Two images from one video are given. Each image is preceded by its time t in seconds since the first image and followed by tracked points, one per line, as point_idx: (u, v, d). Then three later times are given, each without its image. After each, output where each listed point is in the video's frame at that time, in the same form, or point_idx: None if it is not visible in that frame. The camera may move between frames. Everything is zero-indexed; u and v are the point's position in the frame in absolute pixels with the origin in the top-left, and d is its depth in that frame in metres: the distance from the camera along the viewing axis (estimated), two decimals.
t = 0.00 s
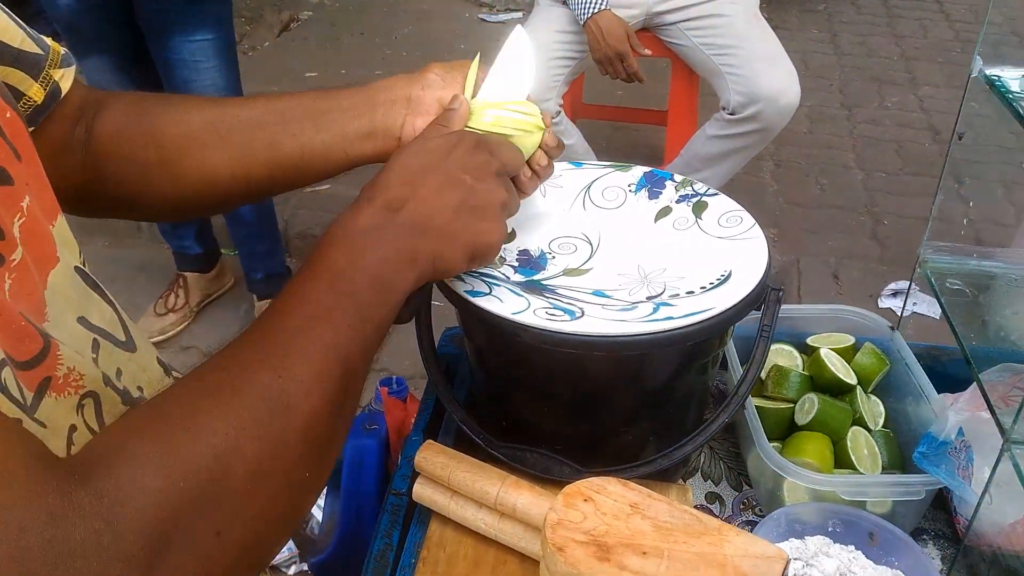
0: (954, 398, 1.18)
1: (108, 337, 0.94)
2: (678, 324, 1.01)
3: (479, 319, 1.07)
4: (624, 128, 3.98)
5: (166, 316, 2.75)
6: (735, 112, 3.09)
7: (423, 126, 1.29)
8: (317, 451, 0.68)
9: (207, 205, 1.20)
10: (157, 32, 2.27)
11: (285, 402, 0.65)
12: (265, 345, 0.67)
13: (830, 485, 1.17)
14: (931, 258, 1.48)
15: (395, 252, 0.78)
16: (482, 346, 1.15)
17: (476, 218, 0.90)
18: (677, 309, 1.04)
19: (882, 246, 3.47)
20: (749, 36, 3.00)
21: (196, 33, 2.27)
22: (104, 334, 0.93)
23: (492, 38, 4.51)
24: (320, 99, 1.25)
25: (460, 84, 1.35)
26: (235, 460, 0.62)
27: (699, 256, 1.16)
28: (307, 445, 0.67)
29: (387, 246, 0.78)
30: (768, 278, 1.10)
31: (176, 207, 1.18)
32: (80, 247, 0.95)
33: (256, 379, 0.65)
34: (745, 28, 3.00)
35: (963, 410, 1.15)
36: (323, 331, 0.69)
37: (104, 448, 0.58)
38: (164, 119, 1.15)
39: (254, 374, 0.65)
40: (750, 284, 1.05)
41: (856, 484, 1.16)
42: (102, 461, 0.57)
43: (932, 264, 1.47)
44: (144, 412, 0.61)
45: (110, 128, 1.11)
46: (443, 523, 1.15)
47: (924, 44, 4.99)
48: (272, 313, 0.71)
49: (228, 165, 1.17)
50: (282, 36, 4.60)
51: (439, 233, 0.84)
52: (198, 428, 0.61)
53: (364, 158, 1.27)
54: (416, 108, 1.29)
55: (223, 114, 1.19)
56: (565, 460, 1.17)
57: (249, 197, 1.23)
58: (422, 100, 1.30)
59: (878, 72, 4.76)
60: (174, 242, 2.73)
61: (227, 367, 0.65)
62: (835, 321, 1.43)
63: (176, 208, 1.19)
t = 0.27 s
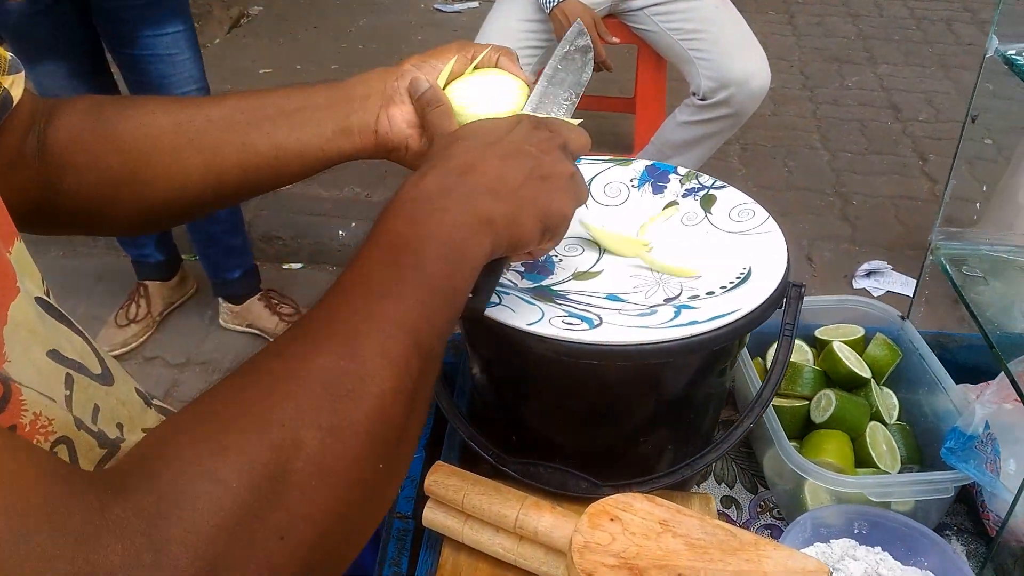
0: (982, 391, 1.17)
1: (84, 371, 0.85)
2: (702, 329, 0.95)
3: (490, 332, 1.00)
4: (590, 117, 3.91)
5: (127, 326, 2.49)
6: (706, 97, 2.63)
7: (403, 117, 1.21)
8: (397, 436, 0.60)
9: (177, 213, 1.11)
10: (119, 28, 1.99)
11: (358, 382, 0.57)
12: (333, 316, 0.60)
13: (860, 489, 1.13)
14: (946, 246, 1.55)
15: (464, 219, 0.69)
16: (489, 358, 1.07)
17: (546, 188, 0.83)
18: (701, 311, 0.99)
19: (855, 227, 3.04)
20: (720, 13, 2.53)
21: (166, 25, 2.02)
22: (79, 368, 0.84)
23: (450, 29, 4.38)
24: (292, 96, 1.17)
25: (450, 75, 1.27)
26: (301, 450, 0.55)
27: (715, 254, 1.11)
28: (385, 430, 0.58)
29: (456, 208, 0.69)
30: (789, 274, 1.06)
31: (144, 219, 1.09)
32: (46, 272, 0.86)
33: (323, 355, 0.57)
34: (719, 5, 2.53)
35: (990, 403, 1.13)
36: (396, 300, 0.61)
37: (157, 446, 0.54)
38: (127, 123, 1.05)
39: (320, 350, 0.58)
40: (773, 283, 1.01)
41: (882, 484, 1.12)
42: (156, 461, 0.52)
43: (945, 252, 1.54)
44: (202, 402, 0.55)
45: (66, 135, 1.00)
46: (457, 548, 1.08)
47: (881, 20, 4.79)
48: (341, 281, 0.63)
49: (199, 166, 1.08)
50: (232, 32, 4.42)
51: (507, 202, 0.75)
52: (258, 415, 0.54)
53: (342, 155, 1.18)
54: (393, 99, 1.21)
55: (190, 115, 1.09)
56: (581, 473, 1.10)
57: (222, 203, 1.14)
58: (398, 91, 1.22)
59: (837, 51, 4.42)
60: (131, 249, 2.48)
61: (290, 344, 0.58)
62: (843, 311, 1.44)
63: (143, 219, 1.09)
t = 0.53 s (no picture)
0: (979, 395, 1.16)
1: (51, 384, 0.87)
2: (698, 336, 0.91)
3: (476, 340, 0.95)
4: (569, 109, 3.85)
5: (99, 327, 2.39)
6: (687, 90, 2.54)
7: (393, 117, 1.13)
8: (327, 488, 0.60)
9: (151, 215, 1.06)
10: (89, 22, 1.93)
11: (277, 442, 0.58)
12: (249, 377, 0.60)
13: (855, 496, 1.10)
14: (940, 245, 1.57)
15: (391, 262, 0.69)
16: (475, 366, 1.03)
17: (478, 204, 0.81)
18: (696, 317, 0.95)
19: (834, 219, 3.03)
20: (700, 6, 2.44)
21: (136, 20, 1.96)
22: (45, 378, 0.86)
23: (426, 20, 4.30)
24: (274, 92, 1.10)
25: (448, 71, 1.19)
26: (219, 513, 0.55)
27: (710, 255, 1.08)
28: (310, 485, 0.59)
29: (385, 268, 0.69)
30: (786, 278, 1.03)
31: (117, 221, 1.04)
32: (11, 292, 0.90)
33: (240, 418, 0.58)
34: None
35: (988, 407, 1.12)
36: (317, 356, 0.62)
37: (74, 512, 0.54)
38: (97, 121, 1.02)
39: (237, 411, 0.58)
40: (769, 286, 0.98)
41: (878, 491, 1.09)
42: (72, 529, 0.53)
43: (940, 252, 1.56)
44: (113, 483, 0.55)
45: (29, 135, 0.97)
46: (442, 565, 1.04)
47: (858, 11, 4.78)
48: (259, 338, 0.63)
49: (170, 165, 1.02)
50: (204, 23, 4.30)
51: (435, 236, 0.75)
52: (175, 481, 0.55)
53: (329, 153, 1.11)
54: (385, 94, 1.14)
55: (163, 111, 1.04)
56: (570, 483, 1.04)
57: (200, 204, 1.08)
58: (391, 88, 1.15)
59: (814, 43, 4.41)
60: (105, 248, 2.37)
61: (209, 406, 0.59)
62: (836, 311, 1.44)
63: (116, 221, 1.05)
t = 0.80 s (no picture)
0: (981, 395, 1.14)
1: (39, 381, 0.82)
2: (695, 335, 0.89)
3: (469, 338, 0.93)
4: (566, 97, 3.81)
5: (93, 317, 2.35)
6: (686, 80, 2.50)
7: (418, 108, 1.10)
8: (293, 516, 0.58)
9: (171, 201, 1.04)
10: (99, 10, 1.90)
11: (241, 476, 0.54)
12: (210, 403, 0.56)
13: (854, 496, 1.09)
14: (941, 241, 1.55)
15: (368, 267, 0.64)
16: (467, 364, 1.00)
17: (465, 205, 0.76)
18: (692, 316, 0.93)
19: (833, 211, 3.00)
20: None
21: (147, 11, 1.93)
22: (32, 374, 0.82)
23: (423, 7, 4.25)
24: (295, 79, 1.07)
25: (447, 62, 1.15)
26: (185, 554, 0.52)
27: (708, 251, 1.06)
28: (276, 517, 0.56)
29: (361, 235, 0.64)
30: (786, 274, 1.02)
31: (136, 205, 1.03)
32: None
33: (200, 450, 0.54)
34: None
35: (991, 408, 1.10)
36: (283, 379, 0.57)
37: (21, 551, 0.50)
38: (114, 105, 0.99)
39: (196, 442, 0.54)
40: (768, 283, 0.96)
41: (878, 491, 1.08)
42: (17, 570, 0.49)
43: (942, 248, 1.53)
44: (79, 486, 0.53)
45: (43, 118, 0.95)
46: (434, 565, 1.02)
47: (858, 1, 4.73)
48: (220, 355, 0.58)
49: (191, 153, 1.00)
50: (198, 9, 4.26)
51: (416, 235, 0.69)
52: (130, 521, 0.51)
53: (353, 145, 1.09)
54: (411, 85, 1.11)
55: (182, 97, 1.02)
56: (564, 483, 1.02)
57: (220, 193, 1.06)
58: (418, 78, 1.12)
59: (813, 32, 4.37)
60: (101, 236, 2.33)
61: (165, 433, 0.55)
62: (835, 307, 1.42)
63: (134, 206, 1.03)
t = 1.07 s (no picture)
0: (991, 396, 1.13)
1: (55, 378, 0.81)
2: (702, 336, 0.87)
3: (473, 340, 0.92)
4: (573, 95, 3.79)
5: (97, 318, 2.30)
6: (692, 77, 2.48)
7: (409, 118, 1.11)
8: (341, 527, 0.56)
9: (166, 207, 1.05)
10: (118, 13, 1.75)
11: (293, 476, 0.53)
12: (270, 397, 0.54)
13: (862, 499, 1.07)
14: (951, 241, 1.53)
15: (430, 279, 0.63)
16: (472, 365, 0.99)
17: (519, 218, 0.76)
18: (700, 316, 0.91)
19: (841, 210, 2.97)
20: None
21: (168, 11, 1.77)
22: (47, 372, 0.80)
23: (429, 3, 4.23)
24: (295, 89, 1.07)
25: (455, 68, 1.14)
26: (232, 552, 0.50)
27: (715, 249, 1.04)
28: (321, 525, 0.54)
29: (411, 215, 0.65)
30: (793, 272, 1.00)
31: (130, 211, 1.03)
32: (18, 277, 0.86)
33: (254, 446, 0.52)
34: None
35: (999, 409, 1.09)
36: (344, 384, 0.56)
37: (67, 543, 0.48)
38: (112, 111, 0.99)
39: (254, 440, 0.52)
40: (775, 283, 0.95)
41: (886, 493, 1.06)
42: (57, 570, 0.47)
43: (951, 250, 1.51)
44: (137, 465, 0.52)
45: (41, 123, 0.95)
46: (439, 567, 1.01)
47: None
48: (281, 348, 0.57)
49: (185, 163, 1.00)
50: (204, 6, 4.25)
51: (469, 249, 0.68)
52: (183, 520, 0.49)
53: (347, 157, 1.09)
54: (396, 100, 1.10)
55: (179, 105, 1.02)
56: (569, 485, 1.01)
57: (214, 200, 1.06)
58: (401, 91, 1.11)
59: (820, 28, 4.34)
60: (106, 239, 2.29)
61: (222, 422, 0.53)
62: (843, 306, 1.41)
63: (129, 211, 1.03)
